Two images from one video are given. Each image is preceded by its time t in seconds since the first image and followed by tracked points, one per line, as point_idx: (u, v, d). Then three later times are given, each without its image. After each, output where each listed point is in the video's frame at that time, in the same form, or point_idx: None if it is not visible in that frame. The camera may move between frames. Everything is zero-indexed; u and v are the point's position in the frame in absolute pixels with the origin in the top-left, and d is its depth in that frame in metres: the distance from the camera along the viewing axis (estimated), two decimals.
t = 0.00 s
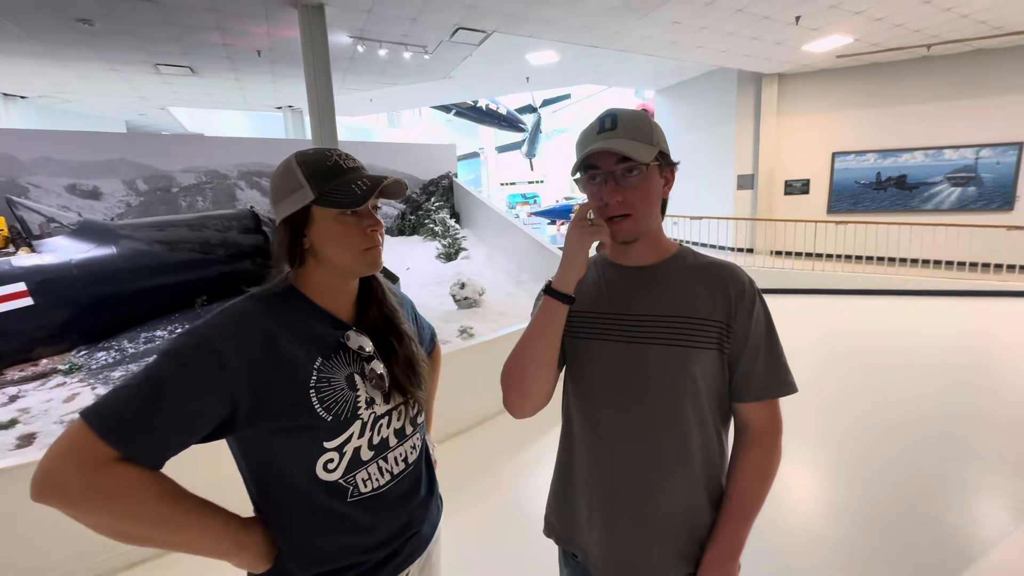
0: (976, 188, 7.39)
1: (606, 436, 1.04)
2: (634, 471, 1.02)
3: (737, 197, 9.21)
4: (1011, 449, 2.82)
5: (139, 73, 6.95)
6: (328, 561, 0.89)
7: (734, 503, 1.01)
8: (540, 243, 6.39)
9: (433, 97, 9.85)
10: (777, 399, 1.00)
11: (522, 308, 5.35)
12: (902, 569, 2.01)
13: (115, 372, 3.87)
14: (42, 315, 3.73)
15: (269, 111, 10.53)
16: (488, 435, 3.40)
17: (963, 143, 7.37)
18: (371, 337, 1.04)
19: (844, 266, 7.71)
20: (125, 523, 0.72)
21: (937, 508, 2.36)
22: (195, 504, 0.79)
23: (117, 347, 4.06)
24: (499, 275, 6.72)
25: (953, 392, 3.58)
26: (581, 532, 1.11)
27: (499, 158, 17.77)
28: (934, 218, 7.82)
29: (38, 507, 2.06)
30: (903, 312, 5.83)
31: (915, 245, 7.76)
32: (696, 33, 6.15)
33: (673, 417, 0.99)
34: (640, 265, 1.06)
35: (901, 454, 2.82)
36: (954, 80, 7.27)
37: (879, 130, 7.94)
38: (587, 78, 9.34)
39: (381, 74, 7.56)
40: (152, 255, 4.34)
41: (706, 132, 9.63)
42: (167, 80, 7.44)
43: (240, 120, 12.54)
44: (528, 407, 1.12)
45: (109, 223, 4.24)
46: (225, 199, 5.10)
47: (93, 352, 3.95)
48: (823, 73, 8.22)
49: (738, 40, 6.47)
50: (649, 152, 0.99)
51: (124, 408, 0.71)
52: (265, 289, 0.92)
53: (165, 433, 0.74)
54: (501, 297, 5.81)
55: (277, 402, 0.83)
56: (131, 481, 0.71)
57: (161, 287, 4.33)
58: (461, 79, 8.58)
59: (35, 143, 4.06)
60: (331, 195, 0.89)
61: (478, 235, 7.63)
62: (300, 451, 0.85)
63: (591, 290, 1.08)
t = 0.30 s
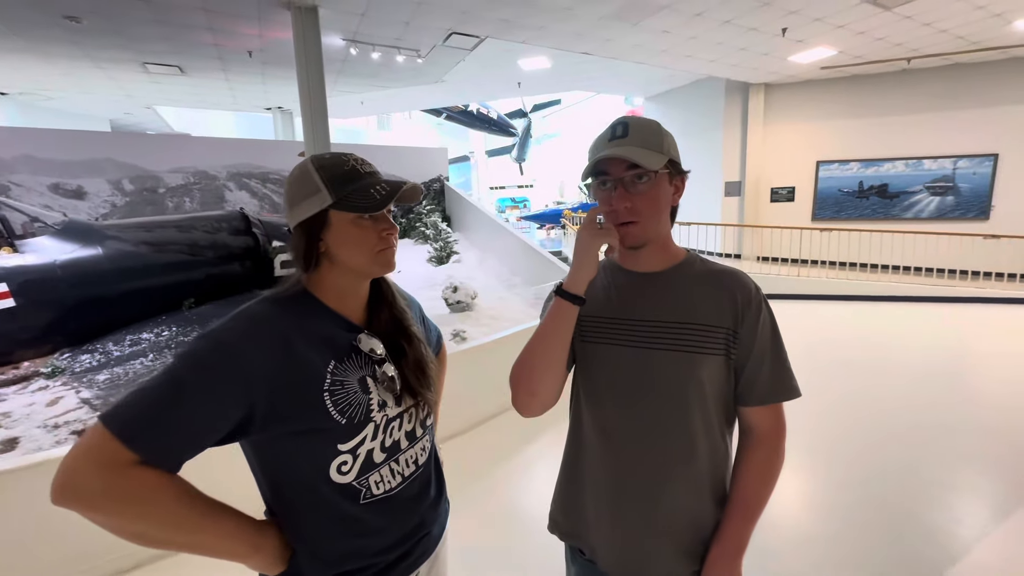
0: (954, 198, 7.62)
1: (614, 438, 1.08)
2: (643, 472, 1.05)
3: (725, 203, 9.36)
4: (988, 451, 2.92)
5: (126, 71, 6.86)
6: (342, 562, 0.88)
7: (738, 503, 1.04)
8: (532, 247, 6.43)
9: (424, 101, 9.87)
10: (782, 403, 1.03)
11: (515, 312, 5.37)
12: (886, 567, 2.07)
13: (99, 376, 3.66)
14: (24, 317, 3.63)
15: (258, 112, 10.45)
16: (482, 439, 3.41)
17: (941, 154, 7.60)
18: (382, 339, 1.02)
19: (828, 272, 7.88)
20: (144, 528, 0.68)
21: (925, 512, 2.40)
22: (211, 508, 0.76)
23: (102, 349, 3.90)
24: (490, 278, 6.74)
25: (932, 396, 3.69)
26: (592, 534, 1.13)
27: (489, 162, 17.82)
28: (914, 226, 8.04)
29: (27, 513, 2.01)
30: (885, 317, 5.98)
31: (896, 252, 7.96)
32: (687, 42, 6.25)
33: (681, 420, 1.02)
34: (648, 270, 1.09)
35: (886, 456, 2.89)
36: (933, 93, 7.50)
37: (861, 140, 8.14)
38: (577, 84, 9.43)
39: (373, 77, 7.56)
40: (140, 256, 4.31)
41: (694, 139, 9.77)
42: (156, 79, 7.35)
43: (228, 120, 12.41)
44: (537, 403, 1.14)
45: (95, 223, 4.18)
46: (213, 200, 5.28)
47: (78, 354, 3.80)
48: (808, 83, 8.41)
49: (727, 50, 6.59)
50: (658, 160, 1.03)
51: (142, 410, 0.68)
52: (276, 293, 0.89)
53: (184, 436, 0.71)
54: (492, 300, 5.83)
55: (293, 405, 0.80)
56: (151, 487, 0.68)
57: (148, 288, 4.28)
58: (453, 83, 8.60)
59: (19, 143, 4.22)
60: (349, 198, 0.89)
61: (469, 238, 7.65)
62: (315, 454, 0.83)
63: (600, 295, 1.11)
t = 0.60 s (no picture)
0: (939, 204, 7.78)
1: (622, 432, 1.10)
2: (649, 465, 1.08)
3: (717, 206, 9.46)
4: (972, 450, 2.99)
5: (117, 65, 6.77)
6: (358, 550, 0.89)
7: (742, 495, 1.07)
8: (526, 248, 6.45)
9: (418, 100, 9.85)
10: (785, 399, 1.06)
11: (509, 312, 5.38)
12: (875, 562, 2.12)
13: (88, 373, 3.61)
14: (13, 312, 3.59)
15: (251, 108, 10.37)
16: (478, 437, 3.42)
17: (927, 161, 7.76)
18: (396, 332, 1.03)
19: (817, 275, 8.00)
20: (171, 513, 0.69)
21: (912, 509, 2.45)
22: (233, 495, 0.77)
23: (91, 345, 3.86)
24: (484, 278, 6.75)
25: (919, 397, 3.77)
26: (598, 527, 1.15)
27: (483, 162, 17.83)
28: (900, 231, 8.19)
29: (20, 508, 1.99)
30: (872, 320, 6.09)
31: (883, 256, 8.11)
32: (681, 46, 6.32)
33: (688, 415, 1.05)
34: (657, 264, 1.11)
35: (874, 455, 2.96)
36: (920, 101, 7.66)
37: (850, 146, 8.28)
38: (572, 86, 9.48)
39: (368, 75, 7.54)
40: (131, 252, 4.22)
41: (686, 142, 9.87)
42: (148, 74, 7.28)
43: (220, 116, 12.29)
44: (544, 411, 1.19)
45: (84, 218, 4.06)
46: (204, 197, 5.25)
47: (67, 351, 3.76)
48: (799, 89, 8.54)
49: (720, 55, 6.68)
50: (677, 156, 1.05)
51: (170, 397, 0.69)
52: (293, 283, 0.90)
53: (211, 422, 0.72)
54: (487, 300, 5.84)
55: (314, 393, 0.82)
56: (178, 473, 0.69)
57: (140, 284, 4.25)
58: (448, 83, 8.61)
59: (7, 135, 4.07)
60: (372, 190, 0.91)
61: (464, 238, 7.66)
62: (335, 443, 0.85)
63: (610, 290, 1.13)
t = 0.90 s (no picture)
0: (935, 213, 7.85)
1: (622, 429, 1.12)
2: (648, 462, 1.10)
3: (714, 212, 9.52)
4: (966, 455, 3.03)
5: (119, 65, 6.79)
6: (365, 543, 0.91)
7: (740, 493, 1.09)
8: (525, 251, 6.49)
9: (419, 104, 9.90)
10: (783, 399, 1.09)
11: (508, 315, 5.40)
12: (872, 566, 2.13)
13: (86, 371, 3.60)
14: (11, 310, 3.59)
15: (252, 110, 10.38)
16: (476, 438, 3.45)
17: (923, 169, 7.85)
18: (403, 329, 1.06)
19: (814, 282, 8.05)
20: (186, 504, 0.71)
21: (905, 512, 2.48)
22: (246, 486, 0.79)
23: (89, 345, 3.87)
24: (483, 281, 6.78)
25: (913, 403, 3.81)
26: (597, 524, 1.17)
27: (482, 166, 17.89)
28: (896, 239, 8.26)
29: (20, 505, 1.99)
30: (868, 326, 6.13)
31: (880, 264, 8.17)
32: (681, 54, 6.38)
33: (687, 413, 1.07)
34: (659, 269, 1.14)
35: (868, 459, 2.99)
36: (916, 111, 7.74)
37: (847, 155, 8.37)
38: (572, 92, 9.55)
39: (370, 78, 7.57)
40: (130, 252, 4.27)
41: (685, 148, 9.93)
42: (149, 74, 7.30)
43: (220, 118, 12.31)
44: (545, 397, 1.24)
45: (85, 218, 4.08)
46: (207, 197, 5.07)
47: (64, 350, 3.77)
48: (796, 98, 8.62)
49: (719, 63, 6.75)
50: (681, 167, 1.09)
51: (187, 391, 0.71)
52: (305, 281, 0.92)
53: (227, 416, 0.74)
54: (485, 303, 5.85)
55: (325, 389, 0.84)
56: (195, 465, 0.71)
57: (139, 284, 4.29)
58: (449, 87, 8.65)
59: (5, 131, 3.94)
60: (383, 193, 0.93)
61: (463, 241, 7.69)
62: (344, 438, 0.86)
63: (612, 292, 1.16)
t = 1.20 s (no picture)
0: (938, 223, 7.85)
1: (614, 440, 1.14)
2: (639, 472, 1.12)
3: (717, 221, 9.52)
4: (967, 466, 3.01)
5: (129, 73, 6.91)
6: (357, 547, 0.92)
7: (730, 502, 1.11)
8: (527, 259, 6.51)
9: (424, 112, 9.99)
10: (771, 410, 1.11)
11: (510, 322, 5.43)
12: None
13: (90, 374, 3.63)
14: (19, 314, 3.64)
15: (258, 117, 10.52)
16: (475, 445, 3.46)
17: (926, 180, 7.84)
18: (397, 337, 1.08)
19: (816, 291, 8.03)
20: (182, 505, 0.73)
21: (907, 524, 2.47)
22: (241, 489, 0.81)
23: (94, 348, 3.91)
24: (485, 288, 6.80)
25: (914, 413, 3.80)
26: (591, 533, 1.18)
27: (486, 173, 18.00)
28: (899, 249, 8.24)
29: (22, 507, 2.02)
30: (871, 337, 6.11)
31: (883, 273, 8.14)
32: (683, 64, 6.43)
33: (678, 423, 1.09)
34: (653, 279, 1.15)
35: (868, 470, 2.98)
36: (919, 121, 7.75)
37: (850, 165, 8.37)
38: (575, 101, 9.62)
39: (375, 87, 7.66)
40: (137, 257, 4.32)
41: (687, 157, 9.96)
42: (159, 82, 7.42)
43: (227, 125, 12.47)
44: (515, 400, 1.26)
45: (93, 222, 4.20)
46: (213, 203, 5.31)
47: (69, 354, 3.81)
48: (799, 108, 8.65)
49: (721, 73, 6.80)
50: (677, 180, 1.11)
51: (185, 395, 0.73)
52: (302, 290, 0.95)
53: (224, 420, 0.76)
54: (487, 310, 5.88)
55: (319, 395, 0.86)
56: (193, 468, 0.73)
57: (145, 289, 4.30)
58: (454, 96, 8.73)
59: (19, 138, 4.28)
60: (377, 206, 0.96)
61: (466, 248, 7.73)
62: (338, 443, 0.88)
63: (605, 303, 1.18)
